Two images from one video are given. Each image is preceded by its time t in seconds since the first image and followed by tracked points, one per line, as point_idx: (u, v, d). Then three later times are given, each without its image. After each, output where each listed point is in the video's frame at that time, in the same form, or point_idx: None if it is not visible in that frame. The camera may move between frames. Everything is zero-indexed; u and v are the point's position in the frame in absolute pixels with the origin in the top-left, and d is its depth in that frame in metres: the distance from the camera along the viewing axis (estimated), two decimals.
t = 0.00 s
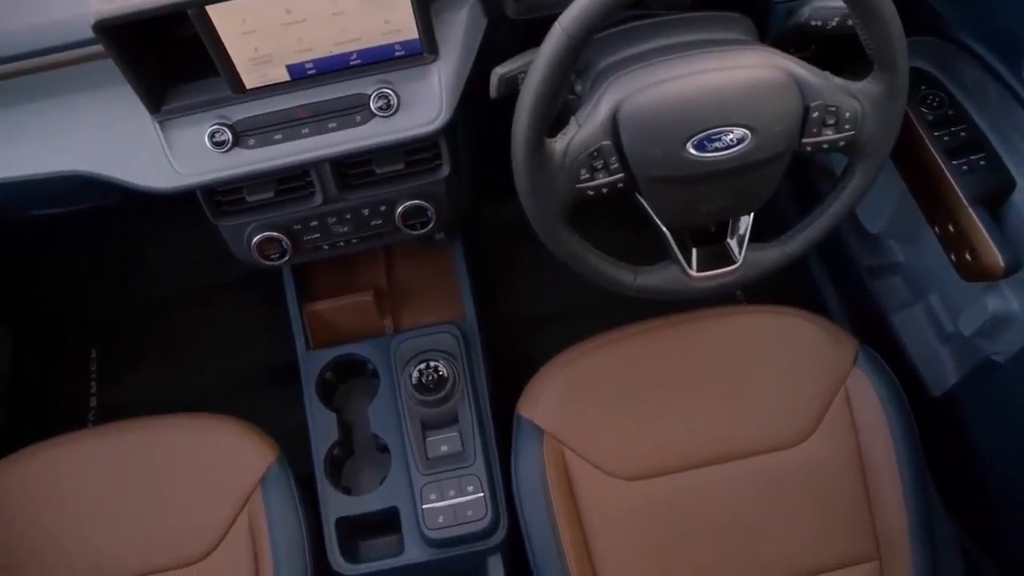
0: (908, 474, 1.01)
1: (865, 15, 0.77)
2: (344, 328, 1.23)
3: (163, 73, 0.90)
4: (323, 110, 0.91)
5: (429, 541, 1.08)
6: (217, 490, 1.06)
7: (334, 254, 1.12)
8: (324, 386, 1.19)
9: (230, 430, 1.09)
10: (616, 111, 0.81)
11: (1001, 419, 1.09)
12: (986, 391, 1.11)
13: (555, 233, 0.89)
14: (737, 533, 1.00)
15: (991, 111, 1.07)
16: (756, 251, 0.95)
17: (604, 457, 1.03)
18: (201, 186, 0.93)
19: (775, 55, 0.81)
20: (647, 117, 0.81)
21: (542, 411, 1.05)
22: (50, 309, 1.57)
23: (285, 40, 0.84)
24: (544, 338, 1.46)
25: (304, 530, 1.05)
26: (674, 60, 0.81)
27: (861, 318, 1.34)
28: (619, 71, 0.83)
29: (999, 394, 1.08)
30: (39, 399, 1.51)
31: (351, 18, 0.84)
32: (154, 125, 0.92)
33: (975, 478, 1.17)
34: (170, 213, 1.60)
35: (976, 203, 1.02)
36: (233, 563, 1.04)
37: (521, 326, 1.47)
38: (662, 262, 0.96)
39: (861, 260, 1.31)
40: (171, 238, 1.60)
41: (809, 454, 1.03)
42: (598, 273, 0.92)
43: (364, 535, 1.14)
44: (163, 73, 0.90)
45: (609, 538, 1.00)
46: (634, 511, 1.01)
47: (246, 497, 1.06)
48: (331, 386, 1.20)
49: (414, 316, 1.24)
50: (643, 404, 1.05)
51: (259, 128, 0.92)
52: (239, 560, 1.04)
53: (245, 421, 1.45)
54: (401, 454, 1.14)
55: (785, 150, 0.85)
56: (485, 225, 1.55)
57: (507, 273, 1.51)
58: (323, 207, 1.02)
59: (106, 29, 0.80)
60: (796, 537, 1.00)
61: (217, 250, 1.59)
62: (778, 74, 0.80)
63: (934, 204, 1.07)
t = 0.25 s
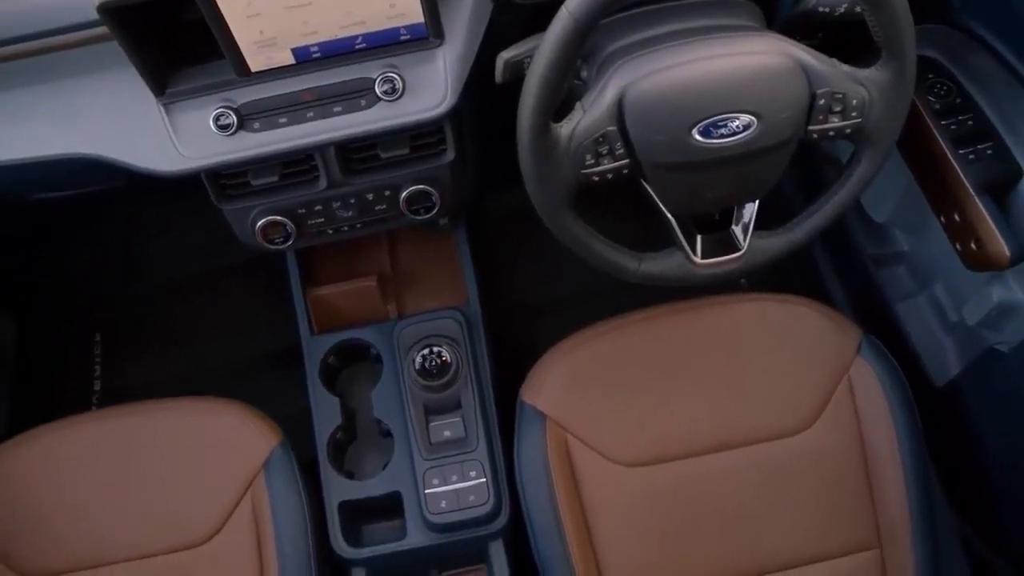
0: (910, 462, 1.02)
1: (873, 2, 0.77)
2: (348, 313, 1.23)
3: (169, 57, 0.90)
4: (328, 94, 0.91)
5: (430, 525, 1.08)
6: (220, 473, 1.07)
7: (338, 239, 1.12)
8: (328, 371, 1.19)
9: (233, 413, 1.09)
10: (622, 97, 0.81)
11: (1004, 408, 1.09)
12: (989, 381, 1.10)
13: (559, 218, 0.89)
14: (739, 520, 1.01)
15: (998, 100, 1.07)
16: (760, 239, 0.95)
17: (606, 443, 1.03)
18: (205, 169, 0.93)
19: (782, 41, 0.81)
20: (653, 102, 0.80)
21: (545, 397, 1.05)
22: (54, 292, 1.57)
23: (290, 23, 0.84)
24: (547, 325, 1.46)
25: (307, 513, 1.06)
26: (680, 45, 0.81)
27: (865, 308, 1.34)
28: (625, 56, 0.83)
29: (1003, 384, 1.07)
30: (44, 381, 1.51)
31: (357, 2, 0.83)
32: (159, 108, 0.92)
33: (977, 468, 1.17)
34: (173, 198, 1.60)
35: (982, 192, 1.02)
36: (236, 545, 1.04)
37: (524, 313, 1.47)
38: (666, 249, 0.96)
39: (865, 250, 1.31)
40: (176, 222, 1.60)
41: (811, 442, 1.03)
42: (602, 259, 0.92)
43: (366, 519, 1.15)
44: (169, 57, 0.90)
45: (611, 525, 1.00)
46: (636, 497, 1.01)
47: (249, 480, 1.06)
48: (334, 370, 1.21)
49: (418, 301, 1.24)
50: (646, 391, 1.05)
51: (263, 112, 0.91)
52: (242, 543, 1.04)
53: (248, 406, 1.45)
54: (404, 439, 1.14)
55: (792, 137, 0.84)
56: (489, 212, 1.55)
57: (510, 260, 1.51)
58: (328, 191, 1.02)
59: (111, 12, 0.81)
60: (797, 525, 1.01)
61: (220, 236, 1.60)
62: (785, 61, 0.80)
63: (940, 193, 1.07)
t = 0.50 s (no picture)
0: (911, 455, 1.02)
1: None
2: (350, 304, 1.23)
3: (172, 45, 0.90)
4: (331, 84, 0.91)
5: (432, 516, 1.08)
6: (222, 463, 1.07)
7: (341, 229, 1.12)
8: (330, 361, 1.19)
9: (235, 403, 1.09)
10: (626, 88, 0.81)
11: (1006, 403, 1.08)
12: (991, 375, 1.10)
13: (562, 209, 0.89)
14: (740, 513, 1.01)
15: (1003, 93, 1.06)
16: (764, 231, 0.95)
17: (608, 434, 1.03)
18: (209, 159, 0.92)
19: (787, 33, 0.80)
20: (657, 94, 0.80)
21: (547, 388, 1.05)
22: (56, 282, 1.58)
23: (294, 13, 0.84)
24: (550, 318, 1.46)
25: (309, 503, 1.06)
26: (685, 35, 0.80)
27: (867, 301, 1.34)
28: (629, 47, 0.82)
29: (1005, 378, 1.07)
30: (46, 370, 1.52)
31: None
32: (162, 98, 0.92)
33: (979, 462, 1.17)
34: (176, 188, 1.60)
35: (986, 185, 1.02)
36: (238, 534, 1.04)
37: (527, 305, 1.47)
38: (670, 241, 0.95)
39: (869, 244, 1.30)
40: (178, 213, 1.60)
41: (813, 435, 1.03)
42: (605, 250, 0.92)
43: (368, 509, 1.15)
44: (172, 46, 0.90)
45: (612, 517, 1.01)
46: (638, 489, 1.01)
47: (251, 470, 1.06)
48: (337, 361, 1.21)
49: (420, 293, 1.25)
50: (648, 383, 1.05)
51: (267, 102, 0.91)
52: (243, 533, 1.04)
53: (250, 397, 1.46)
54: (406, 430, 1.14)
55: (796, 129, 0.84)
56: (492, 204, 1.55)
57: (513, 253, 1.51)
58: (331, 181, 1.02)
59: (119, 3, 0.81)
60: (799, 517, 1.01)
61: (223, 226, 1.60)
62: (790, 53, 0.80)
63: (945, 186, 1.07)
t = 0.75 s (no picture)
0: (914, 447, 1.02)
1: None
2: (354, 292, 1.23)
3: (177, 30, 0.89)
4: (336, 70, 0.91)
5: (435, 503, 1.09)
6: (226, 449, 1.07)
7: (345, 216, 1.12)
8: (334, 349, 1.19)
9: (239, 390, 1.10)
10: (632, 76, 0.81)
11: (1009, 395, 1.08)
12: (995, 368, 1.10)
13: (567, 197, 0.89)
14: (742, 503, 1.01)
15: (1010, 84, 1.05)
16: (769, 221, 0.95)
17: (611, 423, 1.03)
18: (214, 145, 0.92)
19: (794, 22, 0.80)
20: (663, 82, 0.80)
21: (550, 377, 1.05)
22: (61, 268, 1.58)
23: None
24: (553, 307, 1.46)
25: (312, 490, 1.06)
26: (692, 24, 0.80)
27: (871, 293, 1.34)
28: (634, 34, 0.82)
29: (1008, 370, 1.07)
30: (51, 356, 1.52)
31: None
32: (167, 84, 0.92)
33: (981, 454, 1.17)
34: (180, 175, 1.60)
35: (992, 176, 1.02)
36: (242, 520, 1.04)
37: (530, 294, 1.47)
38: (674, 230, 0.95)
39: (874, 236, 1.30)
40: (181, 199, 1.60)
41: (816, 425, 1.03)
42: (609, 239, 0.92)
43: (371, 496, 1.15)
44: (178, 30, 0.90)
45: (614, 506, 1.01)
46: (640, 478, 1.01)
47: (254, 457, 1.07)
48: (340, 348, 1.21)
49: (424, 281, 1.25)
50: (651, 373, 1.05)
51: (272, 88, 0.91)
52: (246, 518, 1.05)
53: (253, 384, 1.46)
54: (409, 417, 1.15)
55: (802, 119, 0.84)
56: (496, 192, 1.54)
57: (517, 241, 1.51)
58: (335, 168, 1.02)
59: None
60: (801, 508, 1.01)
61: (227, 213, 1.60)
62: (797, 42, 0.80)
63: (951, 177, 1.07)
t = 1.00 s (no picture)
0: (915, 441, 1.02)
1: None
2: (357, 283, 1.23)
3: (181, 19, 0.89)
4: (340, 61, 0.91)
5: (438, 495, 1.08)
6: (228, 439, 1.07)
7: (348, 207, 1.12)
8: (336, 340, 1.19)
9: (242, 380, 1.10)
10: (636, 68, 0.80)
11: (1011, 391, 1.08)
12: (996, 363, 1.10)
13: (570, 188, 0.89)
14: (742, 496, 1.01)
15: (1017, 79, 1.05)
16: (773, 215, 0.94)
17: (612, 415, 1.03)
18: (217, 135, 0.93)
19: (799, 15, 0.80)
20: (667, 75, 0.80)
21: (553, 368, 1.05)
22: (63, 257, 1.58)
23: None
24: (555, 299, 1.46)
25: (314, 480, 1.06)
26: (698, 15, 0.79)
27: (874, 287, 1.34)
28: (638, 26, 0.81)
29: (1010, 365, 1.07)
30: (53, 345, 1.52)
31: None
32: (171, 73, 0.92)
33: (982, 449, 1.17)
34: (183, 165, 1.60)
35: (997, 171, 1.02)
36: (244, 510, 1.05)
37: (533, 286, 1.47)
38: (678, 223, 0.95)
39: (877, 230, 1.30)
40: (185, 189, 1.60)
41: (817, 419, 1.03)
42: (612, 231, 0.92)
43: (373, 487, 1.15)
44: (182, 20, 0.89)
45: (615, 498, 1.01)
46: (641, 471, 1.01)
47: (256, 447, 1.07)
48: (343, 339, 1.21)
49: (427, 272, 1.25)
50: (653, 365, 1.05)
51: (276, 79, 0.91)
52: (248, 508, 1.05)
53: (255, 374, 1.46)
54: (412, 408, 1.15)
55: (806, 112, 0.84)
56: (499, 185, 1.54)
57: (520, 234, 1.51)
58: (339, 159, 1.02)
59: None
60: (802, 502, 1.01)
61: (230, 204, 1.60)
62: (803, 35, 0.79)
63: (955, 172, 1.07)
